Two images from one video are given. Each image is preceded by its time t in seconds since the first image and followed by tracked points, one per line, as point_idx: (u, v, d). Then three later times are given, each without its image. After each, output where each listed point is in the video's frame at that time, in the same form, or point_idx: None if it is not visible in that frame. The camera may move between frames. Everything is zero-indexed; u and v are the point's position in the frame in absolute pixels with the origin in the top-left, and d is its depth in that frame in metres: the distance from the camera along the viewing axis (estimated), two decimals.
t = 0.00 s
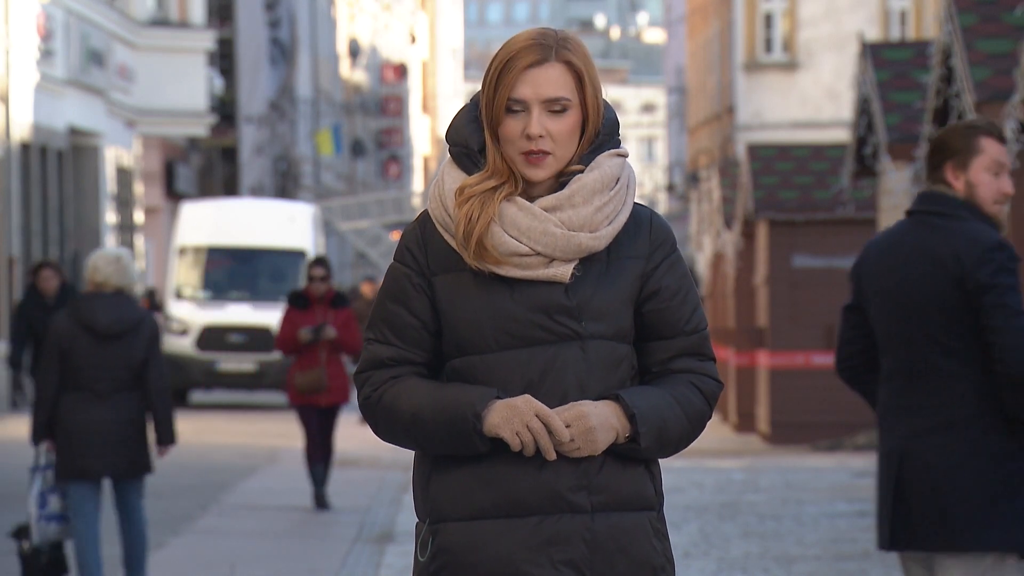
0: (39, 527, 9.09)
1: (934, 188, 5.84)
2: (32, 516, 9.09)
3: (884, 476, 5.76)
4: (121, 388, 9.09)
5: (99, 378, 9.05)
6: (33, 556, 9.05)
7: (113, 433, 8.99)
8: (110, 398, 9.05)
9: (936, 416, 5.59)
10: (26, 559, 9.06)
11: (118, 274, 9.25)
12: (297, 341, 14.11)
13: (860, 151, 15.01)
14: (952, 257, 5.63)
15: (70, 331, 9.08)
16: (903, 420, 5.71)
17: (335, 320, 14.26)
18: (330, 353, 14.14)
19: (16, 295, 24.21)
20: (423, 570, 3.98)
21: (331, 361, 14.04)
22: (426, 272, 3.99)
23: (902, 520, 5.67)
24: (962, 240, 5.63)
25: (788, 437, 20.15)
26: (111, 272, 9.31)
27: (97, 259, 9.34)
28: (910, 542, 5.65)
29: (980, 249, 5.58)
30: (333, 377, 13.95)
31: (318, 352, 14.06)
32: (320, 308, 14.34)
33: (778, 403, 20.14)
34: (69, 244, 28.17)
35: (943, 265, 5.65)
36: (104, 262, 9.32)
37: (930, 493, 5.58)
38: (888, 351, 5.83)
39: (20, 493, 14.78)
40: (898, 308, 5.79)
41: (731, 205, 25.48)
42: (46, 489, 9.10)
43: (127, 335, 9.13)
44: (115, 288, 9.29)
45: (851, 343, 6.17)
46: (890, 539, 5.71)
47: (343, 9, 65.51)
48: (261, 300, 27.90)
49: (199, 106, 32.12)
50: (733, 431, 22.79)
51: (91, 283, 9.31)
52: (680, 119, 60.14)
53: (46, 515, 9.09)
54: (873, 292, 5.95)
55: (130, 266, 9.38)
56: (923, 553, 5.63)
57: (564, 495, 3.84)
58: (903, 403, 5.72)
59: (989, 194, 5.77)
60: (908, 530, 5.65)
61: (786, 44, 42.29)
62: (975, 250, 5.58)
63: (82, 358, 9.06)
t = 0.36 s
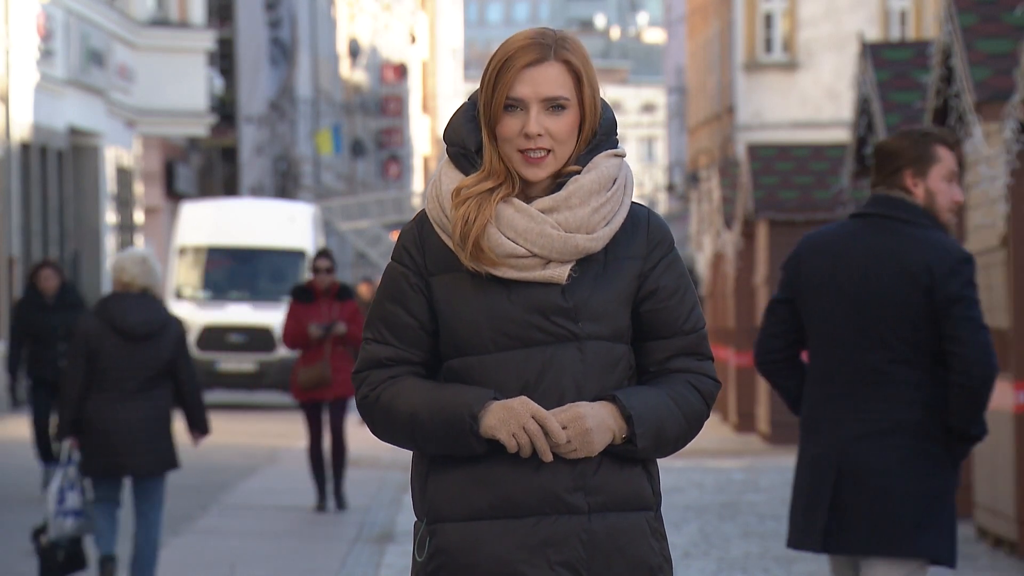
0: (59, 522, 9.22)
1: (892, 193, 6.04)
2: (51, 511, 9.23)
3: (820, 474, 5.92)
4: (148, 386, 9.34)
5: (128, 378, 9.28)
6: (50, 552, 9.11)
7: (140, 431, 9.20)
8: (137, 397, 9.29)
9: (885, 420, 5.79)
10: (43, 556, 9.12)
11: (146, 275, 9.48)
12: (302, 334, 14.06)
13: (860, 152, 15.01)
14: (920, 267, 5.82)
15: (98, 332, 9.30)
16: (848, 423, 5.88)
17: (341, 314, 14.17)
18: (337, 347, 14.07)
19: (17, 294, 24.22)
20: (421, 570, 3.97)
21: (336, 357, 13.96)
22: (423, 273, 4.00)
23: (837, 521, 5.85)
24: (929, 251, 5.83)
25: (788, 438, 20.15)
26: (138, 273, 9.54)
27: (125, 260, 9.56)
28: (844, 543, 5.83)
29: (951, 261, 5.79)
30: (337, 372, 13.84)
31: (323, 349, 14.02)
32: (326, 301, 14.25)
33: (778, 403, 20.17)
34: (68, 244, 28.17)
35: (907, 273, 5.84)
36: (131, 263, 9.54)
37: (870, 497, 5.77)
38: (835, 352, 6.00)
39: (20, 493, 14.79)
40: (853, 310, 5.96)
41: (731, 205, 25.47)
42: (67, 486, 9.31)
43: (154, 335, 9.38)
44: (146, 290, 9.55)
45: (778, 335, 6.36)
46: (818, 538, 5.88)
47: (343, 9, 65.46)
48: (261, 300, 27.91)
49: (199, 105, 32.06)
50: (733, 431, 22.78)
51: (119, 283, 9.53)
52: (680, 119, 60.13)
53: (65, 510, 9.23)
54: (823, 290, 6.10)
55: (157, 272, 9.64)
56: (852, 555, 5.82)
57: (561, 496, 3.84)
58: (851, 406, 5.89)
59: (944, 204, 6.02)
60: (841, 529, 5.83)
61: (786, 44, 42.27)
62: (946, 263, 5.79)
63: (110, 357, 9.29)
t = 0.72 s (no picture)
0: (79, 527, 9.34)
1: (816, 197, 6.11)
2: (72, 521, 9.32)
3: (766, 479, 5.93)
4: (157, 394, 9.44)
5: (138, 387, 9.37)
6: (77, 559, 9.29)
7: (151, 437, 9.31)
8: (148, 403, 9.39)
9: (828, 420, 5.83)
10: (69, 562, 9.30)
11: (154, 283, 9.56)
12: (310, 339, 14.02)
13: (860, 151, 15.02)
14: (851, 270, 5.90)
15: (107, 342, 9.39)
16: (789, 427, 5.91)
17: (350, 321, 14.10)
18: (346, 353, 13.98)
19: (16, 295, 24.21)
20: (421, 570, 3.97)
21: (343, 361, 13.88)
22: (423, 271, 3.99)
23: (790, 524, 5.86)
24: (859, 252, 5.92)
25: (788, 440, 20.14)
26: (145, 281, 9.64)
27: (134, 268, 9.67)
28: (798, 546, 5.85)
29: (882, 262, 5.87)
30: (344, 377, 13.76)
31: (331, 353, 13.94)
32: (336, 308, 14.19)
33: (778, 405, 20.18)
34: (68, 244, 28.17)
35: (839, 275, 5.91)
36: (139, 271, 9.65)
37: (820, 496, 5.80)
38: (770, 358, 6.03)
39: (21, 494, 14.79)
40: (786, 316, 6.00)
41: (732, 205, 25.48)
42: (85, 492, 9.34)
43: (163, 342, 9.46)
44: (151, 297, 9.66)
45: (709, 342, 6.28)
46: (772, 542, 5.89)
47: (343, 9, 65.48)
48: (261, 300, 27.89)
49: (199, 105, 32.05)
50: (733, 431, 22.78)
51: (127, 291, 9.62)
52: (680, 119, 60.14)
53: (86, 518, 9.33)
54: (752, 298, 6.13)
55: (163, 275, 9.76)
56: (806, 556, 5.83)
57: (563, 495, 3.84)
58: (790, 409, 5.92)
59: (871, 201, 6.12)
60: (794, 532, 5.85)
61: (786, 44, 42.23)
62: (877, 263, 5.88)
63: (120, 365, 9.38)
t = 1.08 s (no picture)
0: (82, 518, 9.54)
1: (773, 200, 6.17)
2: (74, 512, 9.52)
3: (730, 480, 5.99)
4: (159, 386, 9.69)
5: (137, 376, 9.62)
6: (77, 548, 9.43)
7: (153, 426, 9.57)
8: (150, 394, 9.64)
9: (794, 422, 5.93)
10: (71, 552, 9.43)
11: (152, 276, 9.86)
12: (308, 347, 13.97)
13: (860, 152, 15.03)
14: (810, 270, 5.98)
15: (107, 334, 9.65)
16: (752, 428, 5.98)
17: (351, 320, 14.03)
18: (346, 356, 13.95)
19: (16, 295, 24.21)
20: (423, 571, 3.97)
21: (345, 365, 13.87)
22: (421, 273, 3.99)
23: (757, 525, 5.93)
24: (818, 252, 6.00)
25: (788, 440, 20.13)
26: (143, 275, 9.95)
27: (130, 263, 9.98)
28: (769, 546, 5.91)
29: (843, 262, 5.97)
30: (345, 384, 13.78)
31: (332, 356, 13.91)
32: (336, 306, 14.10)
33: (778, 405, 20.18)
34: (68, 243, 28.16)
35: (798, 277, 5.99)
36: (137, 265, 9.96)
37: (790, 497, 5.89)
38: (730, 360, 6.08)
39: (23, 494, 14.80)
40: (744, 317, 6.05)
41: (731, 206, 25.48)
42: (87, 484, 9.55)
43: (163, 334, 9.72)
44: (151, 291, 9.94)
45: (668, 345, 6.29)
46: (737, 543, 5.95)
47: (343, 9, 65.50)
48: (261, 300, 27.89)
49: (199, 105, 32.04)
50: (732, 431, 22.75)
51: (126, 284, 9.93)
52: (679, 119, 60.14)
53: (88, 509, 9.54)
54: (707, 299, 6.17)
55: (164, 271, 10.05)
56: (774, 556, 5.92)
57: (566, 495, 3.84)
58: (753, 410, 5.99)
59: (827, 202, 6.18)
60: (763, 533, 5.92)
61: (786, 44, 42.18)
62: (835, 263, 5.97)
63: (121, 357, 9.64)
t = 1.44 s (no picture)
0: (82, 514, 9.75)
1: (784, 205, 6.15)
2: (73, 507, 9.71)
3: (747, 483, 6.00)
4: (167, 385, 9.94)
5: (146, 374, 9.87)
6: (71, 539, 9.46)
7: (160, 424, 9.81)
8: (159, 392, 9.89)
9: (807, 428, 5.92)
10: (64, 543, 9.48)
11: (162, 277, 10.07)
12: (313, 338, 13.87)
13: (860, 151, 15.03)
14: (827, 278, 5.93)
15: (119, 333, 9.89)
16: (768, 433, 5.98)
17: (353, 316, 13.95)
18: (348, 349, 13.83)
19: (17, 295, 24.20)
20: (423, 570, 3.97)
21: (347, 357, 13.75)
22: (420, 274, 3.99)
23: (773, 530, 5.93)
24: (832, 259, 5.95)
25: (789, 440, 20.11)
26: (155, 274, 10.19)
27: (143, 263, 10.23)
28: (783, 548, 5.91)
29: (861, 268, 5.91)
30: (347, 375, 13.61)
31: (334, 349, 13.80)
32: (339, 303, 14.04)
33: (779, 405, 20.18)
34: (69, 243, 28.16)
35: (815, 283, 5.95)
36: (149, 266, 10.20)
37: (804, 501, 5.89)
38: (743, 363, 6.08)
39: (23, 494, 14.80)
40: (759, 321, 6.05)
41: (731, 206, 25.50)
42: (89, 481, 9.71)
43: (173, 334, 9.96)
44: (161, 290, 10.18)
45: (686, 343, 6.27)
46: (754, 548, 5.97)
47: (343, 9, 65.49)
48: (261, 300, 27.86)
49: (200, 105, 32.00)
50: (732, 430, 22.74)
51: (137, 282, 10.16)
52: (679, 119, 60.17)
53: (87, 503, 9.75)
54: (724, 301, 6.16)
55: (174, 273, 10.31)
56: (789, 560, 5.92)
57: (566, 494, 3.84)
58: (769, 416, 5.98)
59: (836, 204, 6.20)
60: (778, 536, 5.92)
61: (786, 44, 42.15)
62: (852, 271, 5.91)
63: (130, 355, 9.88)
